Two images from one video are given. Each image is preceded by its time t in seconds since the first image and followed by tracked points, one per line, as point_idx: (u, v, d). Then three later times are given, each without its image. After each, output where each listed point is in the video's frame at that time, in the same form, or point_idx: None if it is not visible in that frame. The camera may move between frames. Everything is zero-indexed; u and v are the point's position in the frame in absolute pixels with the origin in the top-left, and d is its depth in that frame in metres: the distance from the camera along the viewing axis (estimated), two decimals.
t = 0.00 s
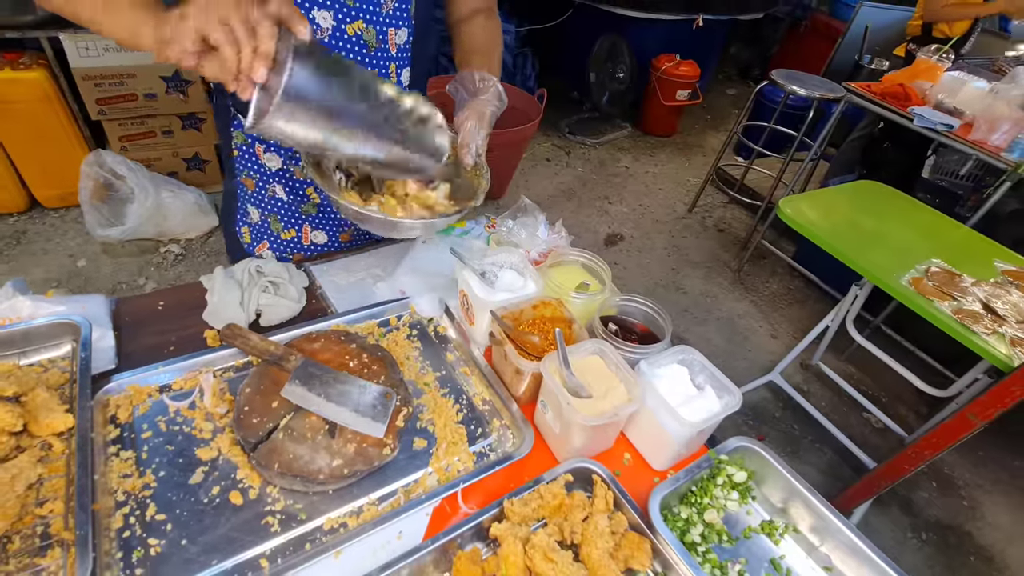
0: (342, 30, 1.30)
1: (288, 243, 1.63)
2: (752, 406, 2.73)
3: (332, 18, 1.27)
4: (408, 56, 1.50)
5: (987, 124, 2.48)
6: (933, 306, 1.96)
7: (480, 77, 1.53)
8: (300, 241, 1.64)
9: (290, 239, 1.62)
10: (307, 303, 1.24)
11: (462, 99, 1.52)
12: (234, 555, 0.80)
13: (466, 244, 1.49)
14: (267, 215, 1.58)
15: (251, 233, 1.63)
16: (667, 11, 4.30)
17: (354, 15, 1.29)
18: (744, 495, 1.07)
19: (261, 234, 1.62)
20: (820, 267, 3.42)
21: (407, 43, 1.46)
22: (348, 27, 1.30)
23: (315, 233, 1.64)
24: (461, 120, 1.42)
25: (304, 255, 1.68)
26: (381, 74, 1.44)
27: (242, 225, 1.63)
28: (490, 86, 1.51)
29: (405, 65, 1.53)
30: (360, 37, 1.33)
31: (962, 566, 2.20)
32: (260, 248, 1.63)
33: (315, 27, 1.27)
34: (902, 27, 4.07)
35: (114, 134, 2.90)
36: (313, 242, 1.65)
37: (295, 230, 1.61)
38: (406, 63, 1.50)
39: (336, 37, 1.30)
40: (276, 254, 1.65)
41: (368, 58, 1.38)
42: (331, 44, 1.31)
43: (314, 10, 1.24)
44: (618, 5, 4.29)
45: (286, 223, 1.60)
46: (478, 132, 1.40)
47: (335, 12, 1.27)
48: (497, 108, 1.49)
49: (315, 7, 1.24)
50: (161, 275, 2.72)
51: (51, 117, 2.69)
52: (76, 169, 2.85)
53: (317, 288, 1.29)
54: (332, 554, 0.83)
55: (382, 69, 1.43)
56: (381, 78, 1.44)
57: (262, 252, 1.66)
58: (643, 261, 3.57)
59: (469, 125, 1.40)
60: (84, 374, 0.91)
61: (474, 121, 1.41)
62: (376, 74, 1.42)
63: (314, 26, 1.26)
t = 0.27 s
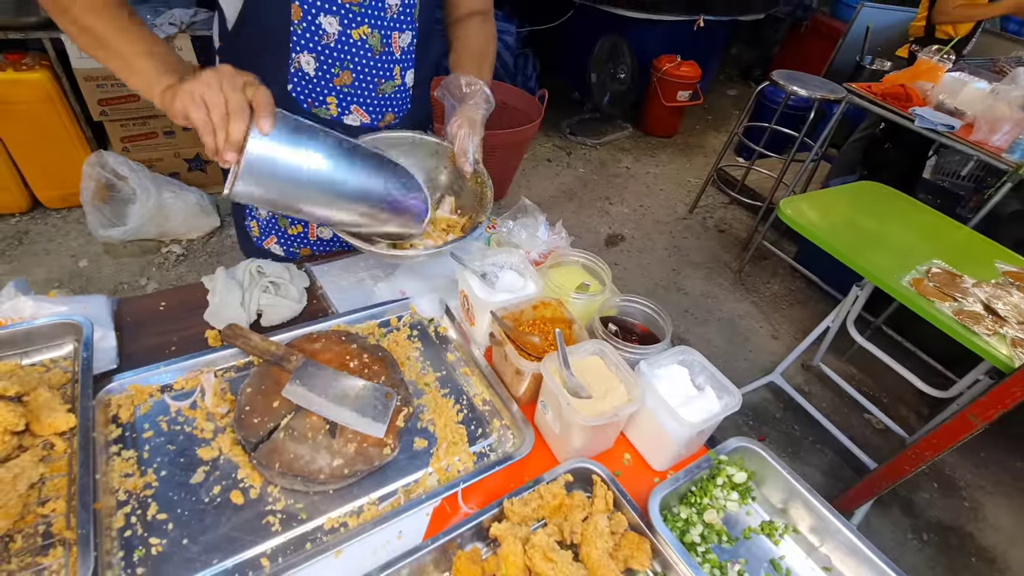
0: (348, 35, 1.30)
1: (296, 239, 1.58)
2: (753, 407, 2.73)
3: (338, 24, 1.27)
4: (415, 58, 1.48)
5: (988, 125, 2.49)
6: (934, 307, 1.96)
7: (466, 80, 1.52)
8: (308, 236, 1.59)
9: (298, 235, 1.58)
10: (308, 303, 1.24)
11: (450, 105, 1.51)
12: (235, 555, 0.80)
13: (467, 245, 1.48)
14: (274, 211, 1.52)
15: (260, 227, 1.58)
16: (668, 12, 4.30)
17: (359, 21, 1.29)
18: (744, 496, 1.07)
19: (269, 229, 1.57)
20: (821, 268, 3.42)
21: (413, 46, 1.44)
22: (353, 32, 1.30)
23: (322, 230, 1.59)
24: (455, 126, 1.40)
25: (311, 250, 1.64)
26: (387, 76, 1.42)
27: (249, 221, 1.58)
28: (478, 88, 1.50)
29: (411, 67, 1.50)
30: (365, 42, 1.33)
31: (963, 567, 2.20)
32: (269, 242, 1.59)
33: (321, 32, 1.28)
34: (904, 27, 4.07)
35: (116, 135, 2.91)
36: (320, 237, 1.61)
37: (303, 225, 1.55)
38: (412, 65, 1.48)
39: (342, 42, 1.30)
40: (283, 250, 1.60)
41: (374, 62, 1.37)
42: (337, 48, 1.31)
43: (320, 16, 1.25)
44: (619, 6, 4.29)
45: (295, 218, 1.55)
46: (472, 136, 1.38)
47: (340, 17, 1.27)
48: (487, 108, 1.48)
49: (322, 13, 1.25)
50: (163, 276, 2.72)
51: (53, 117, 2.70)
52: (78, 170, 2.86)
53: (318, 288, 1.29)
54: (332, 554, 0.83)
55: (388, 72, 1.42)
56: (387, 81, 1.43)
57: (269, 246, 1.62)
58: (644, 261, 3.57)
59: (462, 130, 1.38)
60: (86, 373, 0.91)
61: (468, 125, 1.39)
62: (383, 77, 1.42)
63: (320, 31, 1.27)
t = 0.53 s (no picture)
0: (362, 33, 1.30)
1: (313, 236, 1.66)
2: (756, 408, 2.72)
3: (353, 22, 1.27)
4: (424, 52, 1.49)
5: (992, 124, 2.48)
6: (938, 308, 1.95)
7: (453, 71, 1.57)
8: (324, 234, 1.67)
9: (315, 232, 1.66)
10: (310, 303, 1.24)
11: (438, 96, 1.56)
12: (238, 554, 0.80)
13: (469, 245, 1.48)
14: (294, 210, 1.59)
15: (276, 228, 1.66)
16: (670, 12, 4.28)
17: (373, 19, 1.28)
18: (746, 496, 1.07)
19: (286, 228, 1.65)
20: (824, 268, 3.41)
21: (424, 41, 1.45)
22: (367, 30, 1.29)
23: (338, 227, 1.66)
24: (450, 116, 1.49)
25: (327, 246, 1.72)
26: (399, 72, 1.43)
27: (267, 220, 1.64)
28: (460, 75, 1.56)
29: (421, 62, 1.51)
30: (379, 39, 1.32)
31: (967, 569, 2.19)
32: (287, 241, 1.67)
33: (336, 31, 1.27)
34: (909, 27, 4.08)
35: (120, 136, 2.92)
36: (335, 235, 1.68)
37: (319, 224, 1.64)
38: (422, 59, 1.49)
39: (356, 40, 1.30)
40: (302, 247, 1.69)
41: (387, 58, 1.37)
42: (352, 46, 1.31)
43: (335, 15, 1.25)
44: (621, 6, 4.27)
45: (312, 217, 1.63)
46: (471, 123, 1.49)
47: (355, 16, 1.26)
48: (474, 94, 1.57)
49: (337, 12, 1.24)
50: (166, 276, 2.73)
51: (58, 118, 2.71)
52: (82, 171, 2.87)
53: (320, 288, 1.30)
54: (334, 553, 0.83)
55: (400, 68, 1.42)
56: (398, 76, 1.43)
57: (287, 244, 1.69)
58: (646, 262, 3.57)
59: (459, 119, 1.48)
60: (89, 373, 0.91)
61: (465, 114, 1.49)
62: (395, 73, 1.42)
63: (334, 30, 1.27)
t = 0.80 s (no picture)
0: (385, 31, 1.31)
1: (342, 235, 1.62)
2: (761, 409, 2.72)
3: (376, 21, 1.28)
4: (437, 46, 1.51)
5: (999, 124, 2.47)
6: (944, 309, 1.95)
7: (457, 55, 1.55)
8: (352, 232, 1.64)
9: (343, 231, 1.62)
10: (316, 303, 1.25)
11: (438, 83, 1.51)
12: (245, 550, 0.81)
13: (473, 245, 1.50)
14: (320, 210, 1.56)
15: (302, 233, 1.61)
16: (670, 13, 4.25)
17: (395, 17, 1.30)
18: (750, 496, 1.07)
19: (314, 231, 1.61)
20: (830, 269, 3.40)
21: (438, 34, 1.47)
22: (389, 28, 1.31)
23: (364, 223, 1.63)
24: (451, 102, 1.43)
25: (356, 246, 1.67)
26: (418, 66, 1.45)
27: (292, 225, 1.59)
28: (460, 64, 1.53)
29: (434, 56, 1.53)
30: (400, 36, 1.34)
31: (974, 571, 2.18)
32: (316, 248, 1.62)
33: (361, 30, 1.28)
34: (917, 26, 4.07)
35: (128, 138, 2.94)
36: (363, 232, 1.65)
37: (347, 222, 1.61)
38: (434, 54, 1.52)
39: (380, 38, 1.31)
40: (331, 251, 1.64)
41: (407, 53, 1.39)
42: (375, 44, 1.32)
43: (359, 15, 1.26)
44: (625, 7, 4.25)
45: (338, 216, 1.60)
46: (473, 110, 1.44)
47: (377, 15, 1.28)
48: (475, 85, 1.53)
49: (361, 11, 1.26)
50: (173, 276, 2.76)
51: (67, 120, 2.74)
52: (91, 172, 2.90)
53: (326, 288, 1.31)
54: (341, 550, 0.84)
55: (419, 62, 1.44)
56: (418, 71, 1.45)
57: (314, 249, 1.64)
58: (651, 262, 3.57)
59: (461, 105, 1.43)
60: (99, 372, 0.92)
61: (467, 99, 1.44)
62: (414, 68, 1.44)
63: (359, 30, 1.28)
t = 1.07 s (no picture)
0: (393, 29, 1.35)
1: (352, 227, 1.68)
2: (765, 411, 2.72)
3: (385, 19, 1.32)
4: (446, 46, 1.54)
5: (1006, 126, 2.47)
6: (949, 311, 1.94)
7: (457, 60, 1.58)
8: (363, 223, 1.69)
9: (354, 223, 1.68)
10: (324, 303, 1.27)
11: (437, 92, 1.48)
12: (254, 546, 0.83)
13: (479, 247, 1.51)
14: (332, 203, 1.61)
15: (313, 224, 1.65)
16: (675, 15, 4.26)
17: (403, 15, 1.34)
18: (753, 496, 1.08)
19: (324, 222, 1.65)
20: (834, 270, 3.40)
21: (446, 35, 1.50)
22: (398, 26, 1.35)
23: (374, 215, 1.69)
24: (450, 109, 1.42)
25: (366, 237, 1.73)
26: (426, 66, 1.48)
27: (303, 218, 1.64)
28: (459, 72, 1.48)
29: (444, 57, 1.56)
30: (408, 34, 1.38)
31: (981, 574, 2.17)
32: (326, 236, 1.68)
33: (370, 28, 1.32)
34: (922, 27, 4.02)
35: (137, 141, 2.98)
36: (373, 224, 1.70)
37: (358, 214, 1.66)
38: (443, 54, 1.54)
39: (388, 36, 1.35)
40: (340, 239, 1.70)
41: (416, 52, 1.43)
42: (384, 42, 1.36)
43: (368, 13, 1.30)
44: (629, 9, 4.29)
45: (348, 207, 1.65)
46: (472, 115, 1.43)
47: (386, 13, 1.31)
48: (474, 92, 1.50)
49: (370, 10, 1.29)
50: (181, 278, 2.78)
51: (77, 123, 2.77)
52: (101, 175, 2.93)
53: (333, 289, 1.32)
54: (348, 546, 0.85)
55: (427, 61, 1.48)
56: (426, 69, 1.49)
57: (325, 240, 1.70)
58: (655, 264, 3.58)
59: (460, 112, 1.42)
60: (112, 371, 0.94)
61: (465, 105, 1.43)
62: (422, 66, 1.48)
63: (368, 27, 1.31)
